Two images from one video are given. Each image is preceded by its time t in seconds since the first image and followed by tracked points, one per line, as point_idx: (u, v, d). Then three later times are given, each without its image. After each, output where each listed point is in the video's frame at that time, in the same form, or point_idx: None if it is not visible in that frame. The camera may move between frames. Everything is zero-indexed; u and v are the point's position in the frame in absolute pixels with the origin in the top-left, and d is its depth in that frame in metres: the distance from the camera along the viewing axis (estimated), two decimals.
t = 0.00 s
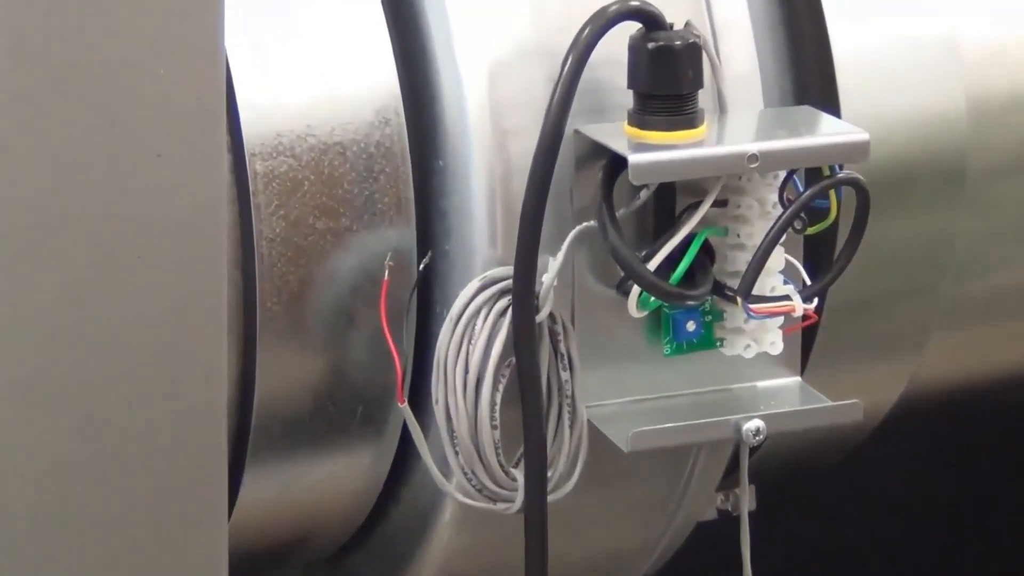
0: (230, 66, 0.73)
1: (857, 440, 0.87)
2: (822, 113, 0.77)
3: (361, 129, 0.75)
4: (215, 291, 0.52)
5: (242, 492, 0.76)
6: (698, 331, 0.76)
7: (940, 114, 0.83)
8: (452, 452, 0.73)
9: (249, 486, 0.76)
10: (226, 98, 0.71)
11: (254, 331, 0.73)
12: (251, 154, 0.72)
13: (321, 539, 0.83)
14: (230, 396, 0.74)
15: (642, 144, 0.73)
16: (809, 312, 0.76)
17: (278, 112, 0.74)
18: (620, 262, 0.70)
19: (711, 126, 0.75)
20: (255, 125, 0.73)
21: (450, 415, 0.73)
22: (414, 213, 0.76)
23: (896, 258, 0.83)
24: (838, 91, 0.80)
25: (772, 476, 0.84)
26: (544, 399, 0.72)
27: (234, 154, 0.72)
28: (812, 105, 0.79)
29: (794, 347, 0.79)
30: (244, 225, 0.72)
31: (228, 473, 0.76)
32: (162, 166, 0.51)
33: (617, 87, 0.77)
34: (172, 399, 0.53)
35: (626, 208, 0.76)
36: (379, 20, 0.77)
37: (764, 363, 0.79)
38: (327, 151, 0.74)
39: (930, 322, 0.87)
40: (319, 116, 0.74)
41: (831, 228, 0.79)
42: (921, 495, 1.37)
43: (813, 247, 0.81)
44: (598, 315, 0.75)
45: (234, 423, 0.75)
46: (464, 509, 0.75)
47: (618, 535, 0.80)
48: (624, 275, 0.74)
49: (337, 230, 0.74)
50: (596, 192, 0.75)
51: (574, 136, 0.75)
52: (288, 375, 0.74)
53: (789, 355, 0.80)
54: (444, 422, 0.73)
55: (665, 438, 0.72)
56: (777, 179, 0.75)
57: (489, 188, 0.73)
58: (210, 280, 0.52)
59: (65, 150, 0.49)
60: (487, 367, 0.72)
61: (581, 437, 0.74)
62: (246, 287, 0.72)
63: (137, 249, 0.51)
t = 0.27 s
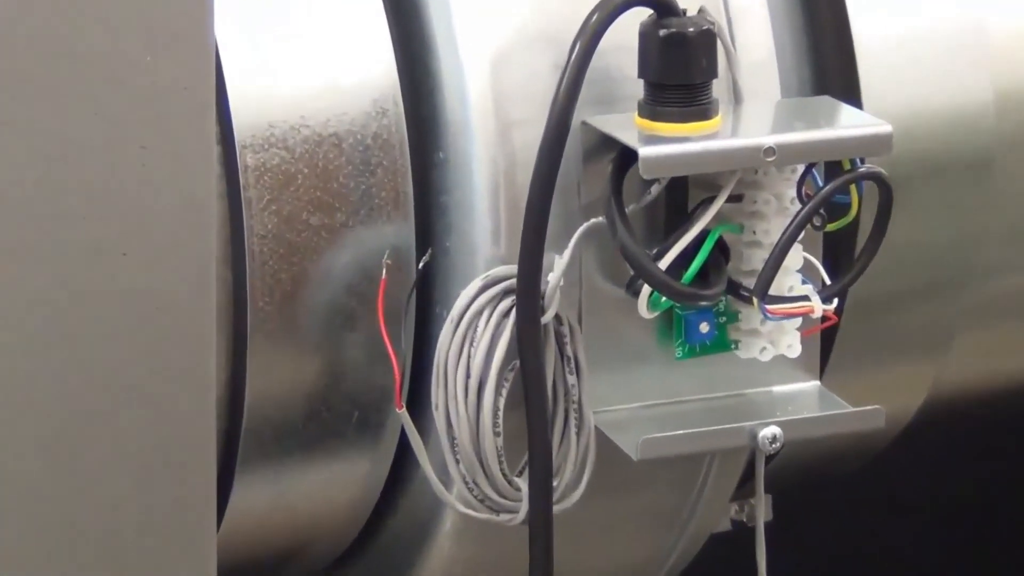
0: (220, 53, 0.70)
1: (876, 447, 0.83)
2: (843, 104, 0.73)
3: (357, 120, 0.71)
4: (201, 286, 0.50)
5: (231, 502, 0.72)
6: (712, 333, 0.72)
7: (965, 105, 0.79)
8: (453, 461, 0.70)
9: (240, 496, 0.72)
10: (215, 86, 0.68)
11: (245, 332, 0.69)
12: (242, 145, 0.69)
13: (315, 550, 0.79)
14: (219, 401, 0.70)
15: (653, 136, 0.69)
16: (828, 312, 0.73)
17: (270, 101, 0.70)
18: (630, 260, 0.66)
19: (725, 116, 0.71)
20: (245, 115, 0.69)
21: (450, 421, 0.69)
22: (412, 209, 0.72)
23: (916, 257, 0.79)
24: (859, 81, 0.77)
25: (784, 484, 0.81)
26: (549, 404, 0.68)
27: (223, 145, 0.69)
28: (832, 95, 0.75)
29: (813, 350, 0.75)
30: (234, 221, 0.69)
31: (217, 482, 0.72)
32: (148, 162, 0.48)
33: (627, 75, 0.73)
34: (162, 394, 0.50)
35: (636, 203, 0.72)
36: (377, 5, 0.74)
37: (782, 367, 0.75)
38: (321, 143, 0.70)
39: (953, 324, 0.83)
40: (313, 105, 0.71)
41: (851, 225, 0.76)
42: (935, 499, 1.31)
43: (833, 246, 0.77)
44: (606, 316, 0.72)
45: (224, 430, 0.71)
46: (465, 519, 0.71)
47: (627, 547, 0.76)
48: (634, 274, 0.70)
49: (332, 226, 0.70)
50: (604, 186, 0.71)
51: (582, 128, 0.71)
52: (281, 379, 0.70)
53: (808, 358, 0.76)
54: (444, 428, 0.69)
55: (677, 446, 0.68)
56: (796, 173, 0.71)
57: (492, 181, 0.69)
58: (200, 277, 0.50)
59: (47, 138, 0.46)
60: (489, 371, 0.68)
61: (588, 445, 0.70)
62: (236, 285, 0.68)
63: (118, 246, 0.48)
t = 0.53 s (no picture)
0: (200, 43, 0.66)
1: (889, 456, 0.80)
2: (857, 95, 0.70)
3: (345, 113, 0.67)
4: (179, 291, 0.47)
5: (214, 513, 0.69)
6: (719, 337, 0.69)
7: (983, 97, 0.75)
8: (446, 471, 0.66)
9: (222, 507, 0.69)
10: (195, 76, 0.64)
11: (228, 336, 0.65)
12: (224, 140, 0.65)
13: (302, 563, 0.75)
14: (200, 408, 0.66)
15: (657, 130, 0.66)
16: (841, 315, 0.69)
17: (253, 92, 0.66)
18: (632, 260, 0.63)
19: (733, 109, 0.68)
20: (227, 106, 0.65)
21: (443, 429, 0.66)
22: (403, 206, 0.68)
23: (932, 257, 0.76)
24: (874, 71, 0.73)
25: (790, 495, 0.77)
26: (548, 412, 0.65)
27: (203, 138, 0.65)
28: (845, 86, 0.71)
29: (825, 355, 0.72)
30: (216, 218, 0.65)
31: (198, 493, 0.69)
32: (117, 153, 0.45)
33: (630, 65, 0.70)
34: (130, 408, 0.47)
35: (639, 199, 0.68)
36: None
37: (792, 373, 0.71)
38: (306, 137, 0.67)
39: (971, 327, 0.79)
40: (298, 97, 0.67)
41: (864, 223, 0.72)
42: (963, 549, 1.18)
43: (846, 245, 0.73)
44: (608, 319, 0.68)
45: (205, 438, 0.68)
46: (459, 533, 0.68)
47: (630, 560, 0.72)
48: (637, 274, 0.67)
49: (318, 223, 0.67)
50: (605, 182, 0.68)
51: (581, 120, 0.68)
52: (265, 385, 0.67)
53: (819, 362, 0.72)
54: (437, 437, 0.66)
55: (682, 455, 0.64)
56: (807, 168, 0.67)
57: (486, 177, 0.65)
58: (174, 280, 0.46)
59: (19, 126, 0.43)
60: (484, 377, 0.64)
61: (588, 454, 0.67)
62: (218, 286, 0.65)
63: (92, 245, 0.45)
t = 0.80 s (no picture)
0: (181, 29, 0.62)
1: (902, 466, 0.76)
2: (873, 86, 0.66)
3: (335, 104, 0.64)
4: (159, 295, 0.43)
5: (196, 527, 0.65)
6: (729, 341, 0.65)
7: (1001, 91, 0.72)
8: (442, 483, 0.63)
9: (205, 521, 0.65)
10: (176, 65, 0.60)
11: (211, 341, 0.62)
12: (206, 133, 0.62)
13: None
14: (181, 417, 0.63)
15: (663, 122, 0.62)
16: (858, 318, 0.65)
17: (237, 83, 0.63)
18: (637, 260, 0.59)
19: (743, 101, 0.64)
20: (210, 97, 0.62)
21: (438, 438, 0.62)
22: (396, 204, 0.65)
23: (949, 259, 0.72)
24: (890, 62, 0.70)
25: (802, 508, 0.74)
26: (549, 421, 0.61)
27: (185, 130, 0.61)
28: (860, 77, 0.68)
29: (839, 360, 0.68)
30: (199, 215, 0.62)
31: (179, 506, 0.65)
32: (100, 148, 0.41)
33: (634, 54, 0.66)
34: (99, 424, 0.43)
35: (644, 195, 0.65)
36: None
37: (805, 378, 0.68)
38: (294, 130, 0.63)
39: (990, 330, 0.76)
40: (285, 88, 0.63)
41: (881, 222, 0.69)
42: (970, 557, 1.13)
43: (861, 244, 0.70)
44: (612, 322, 0.65)
45: (187, 448, 0.64)
46: (455, 548, 0.64)
47: None
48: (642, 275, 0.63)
49: (306, 222, 0.63)
50: (608, 177, 0.64)
51: (583, 112, 0.64)
52: (251, 392, 0.63)
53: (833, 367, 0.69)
54: (432, 446, 0.62)
55: (690, 466, 0.61)
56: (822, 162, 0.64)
57: (484, 173, 0.62)
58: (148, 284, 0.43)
59: None
60: (481, 384, 0.61)
61: (590, 464, 0.64)
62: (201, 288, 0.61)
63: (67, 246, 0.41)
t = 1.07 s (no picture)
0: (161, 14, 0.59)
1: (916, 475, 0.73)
2: (891, 76, 0.63)
3: (323, 95, 0.60)
4: (137, 300, 0.40)
5: (177, 542, 0.62)
6: (739, 344, 0.61)
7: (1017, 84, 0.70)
8: (436, 495, 0.59)
9: (187, 534, 0.62)
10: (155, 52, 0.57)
11: (193, 345, 0.58)
12: (187, 124, 0.58)
13: None
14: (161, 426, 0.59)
15: (670, 113, 0.59)
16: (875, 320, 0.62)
17: (220, 71, 0.59)
18: (643, 259, 0.56)
19: (754, 91, 0.61)
20: (191, 87, 0.58)
21: (432, 448, 0.59)
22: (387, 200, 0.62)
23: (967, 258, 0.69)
24: (906, 52, 0.67)
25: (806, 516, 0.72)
26: (550, 429, 0.58)
27: (165, 122, 0.58)
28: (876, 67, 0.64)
29: (855, 365, 0.65)
30: (180, 212, 0.58)
31: (159, 519, 0.62)
32: (74, 142, 0.38)
33: (640, 42, 0.63)
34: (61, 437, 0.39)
35: (651, 191, 0.61)
36: None
37: (818, 384, 0.64)
38: (280, 122, 0.60)
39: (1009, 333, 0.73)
40: (270, 77, 0.60)
41: (898, 220, 0.65)
42: None
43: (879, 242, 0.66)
44: (616, 324, 0.61)
45: (168, 458, 0.60)
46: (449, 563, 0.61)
47: None
48: (647, 274, 0.60)
49: (293, 219, 0.60)
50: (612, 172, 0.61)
51: (586, 104, 0.61)
52: (236, 399, 0.60)
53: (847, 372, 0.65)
54: (426, 457, 0.59)
55: (699, 477, 0.58)
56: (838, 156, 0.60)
57: (481, 167, 0.59)
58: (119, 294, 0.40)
59: None
60: (478, 390, 0.58)
61: (593, 475, 0.60)
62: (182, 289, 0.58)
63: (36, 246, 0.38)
